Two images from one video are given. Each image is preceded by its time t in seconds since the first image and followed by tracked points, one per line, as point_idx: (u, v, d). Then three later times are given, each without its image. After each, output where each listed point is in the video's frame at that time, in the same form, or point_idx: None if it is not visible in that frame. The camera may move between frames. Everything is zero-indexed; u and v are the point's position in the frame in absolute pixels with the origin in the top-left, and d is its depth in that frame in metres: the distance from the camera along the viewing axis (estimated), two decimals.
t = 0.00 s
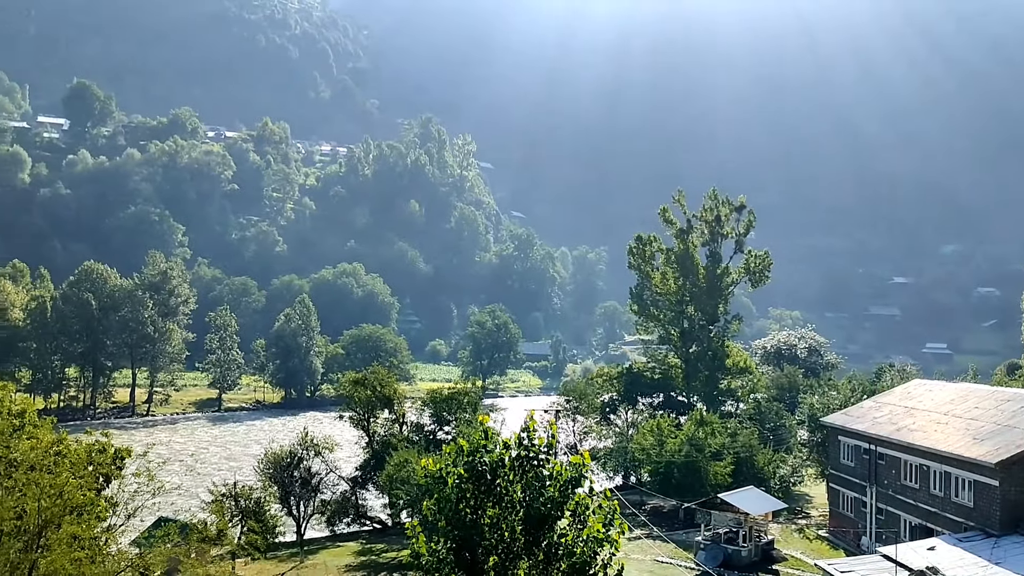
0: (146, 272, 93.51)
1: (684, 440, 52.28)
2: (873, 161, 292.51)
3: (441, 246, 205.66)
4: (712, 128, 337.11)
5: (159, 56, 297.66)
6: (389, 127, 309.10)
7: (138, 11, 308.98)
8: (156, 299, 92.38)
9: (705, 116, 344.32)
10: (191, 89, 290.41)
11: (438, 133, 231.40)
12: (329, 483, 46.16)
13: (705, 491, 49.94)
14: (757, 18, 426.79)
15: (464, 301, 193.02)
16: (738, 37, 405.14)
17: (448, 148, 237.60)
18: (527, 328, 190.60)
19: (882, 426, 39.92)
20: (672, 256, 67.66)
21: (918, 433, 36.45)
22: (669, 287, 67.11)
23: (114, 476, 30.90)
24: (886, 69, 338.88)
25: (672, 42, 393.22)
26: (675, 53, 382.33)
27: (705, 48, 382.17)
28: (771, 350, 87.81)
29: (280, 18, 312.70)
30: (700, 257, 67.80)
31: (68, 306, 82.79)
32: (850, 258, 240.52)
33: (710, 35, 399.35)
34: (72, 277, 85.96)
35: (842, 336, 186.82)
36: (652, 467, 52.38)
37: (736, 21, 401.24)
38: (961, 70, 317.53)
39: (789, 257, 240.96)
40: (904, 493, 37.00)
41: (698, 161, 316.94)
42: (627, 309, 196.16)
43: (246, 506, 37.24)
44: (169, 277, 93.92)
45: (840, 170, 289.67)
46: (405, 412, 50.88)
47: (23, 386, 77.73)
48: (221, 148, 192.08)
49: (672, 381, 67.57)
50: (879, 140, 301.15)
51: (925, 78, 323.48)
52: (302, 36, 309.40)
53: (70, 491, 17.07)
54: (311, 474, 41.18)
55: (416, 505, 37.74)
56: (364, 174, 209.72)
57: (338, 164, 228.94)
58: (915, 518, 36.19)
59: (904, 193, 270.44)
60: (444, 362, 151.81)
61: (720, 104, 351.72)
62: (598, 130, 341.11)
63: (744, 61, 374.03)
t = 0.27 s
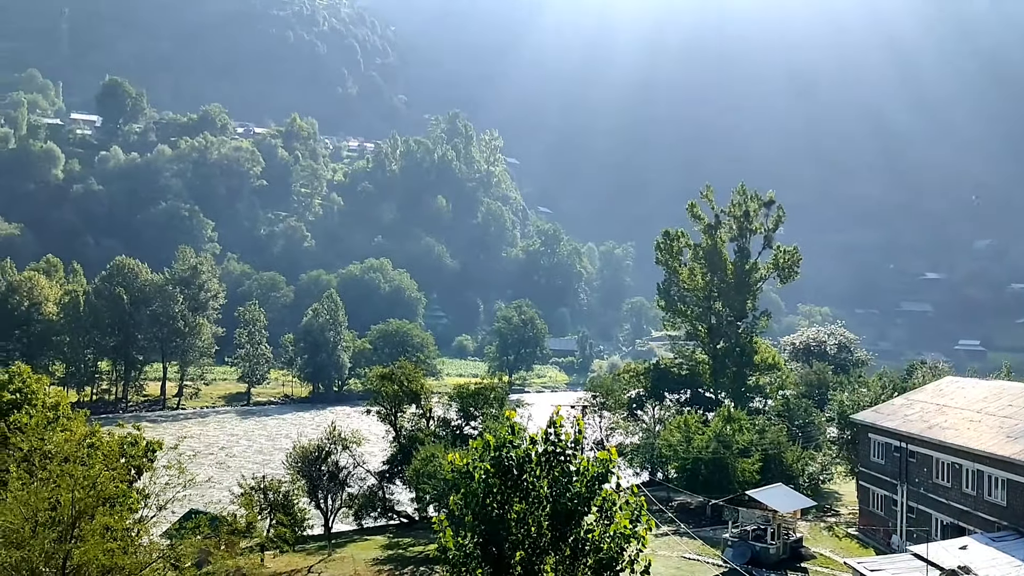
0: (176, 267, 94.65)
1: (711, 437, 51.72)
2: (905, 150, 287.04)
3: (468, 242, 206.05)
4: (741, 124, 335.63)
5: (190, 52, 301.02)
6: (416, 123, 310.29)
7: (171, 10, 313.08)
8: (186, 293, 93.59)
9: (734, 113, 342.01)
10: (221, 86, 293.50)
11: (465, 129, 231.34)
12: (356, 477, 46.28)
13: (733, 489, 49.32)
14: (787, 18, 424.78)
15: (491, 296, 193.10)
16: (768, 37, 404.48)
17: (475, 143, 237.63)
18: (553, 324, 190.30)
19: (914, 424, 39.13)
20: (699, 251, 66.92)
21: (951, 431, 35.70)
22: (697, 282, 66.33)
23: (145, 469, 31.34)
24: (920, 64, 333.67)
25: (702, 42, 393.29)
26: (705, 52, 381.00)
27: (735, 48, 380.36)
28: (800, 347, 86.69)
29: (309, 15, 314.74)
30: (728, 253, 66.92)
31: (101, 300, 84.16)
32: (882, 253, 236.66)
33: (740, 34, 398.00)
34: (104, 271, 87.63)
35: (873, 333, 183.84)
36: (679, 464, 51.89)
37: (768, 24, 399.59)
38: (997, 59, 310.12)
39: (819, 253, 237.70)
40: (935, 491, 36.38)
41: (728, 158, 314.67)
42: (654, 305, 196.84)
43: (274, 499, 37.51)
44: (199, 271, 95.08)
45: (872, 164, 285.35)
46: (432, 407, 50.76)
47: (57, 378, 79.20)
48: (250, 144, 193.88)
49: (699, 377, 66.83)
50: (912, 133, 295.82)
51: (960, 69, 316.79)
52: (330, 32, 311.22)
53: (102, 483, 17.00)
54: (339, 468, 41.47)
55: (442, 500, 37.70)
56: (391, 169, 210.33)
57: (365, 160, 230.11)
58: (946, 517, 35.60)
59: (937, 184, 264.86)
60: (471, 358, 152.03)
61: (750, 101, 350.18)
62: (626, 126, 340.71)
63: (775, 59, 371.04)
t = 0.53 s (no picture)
0: (204, 259, 95.52)
1: (737, 431, 51.21)
2: (934, 146, 286.55)
3: (493, 235, 206.13)
4: (770, 117, 334.52)
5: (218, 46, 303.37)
6: (442, 117, 310.87)
7: (199, 5, 315.93)
8: (214, 286, 94.44)
9: (762, 108, 340.46)
10: (249, 79, 295.70)
11: (490, 121, 230.97)
12: (381, 469, 46.37)
13: (760, 484, 48.73)
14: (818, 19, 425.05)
15: (515, 289, 192.99)
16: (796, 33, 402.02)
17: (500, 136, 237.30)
18: (578, 317, 189.85)
19: (944, 419, 38.53)
20: (725, 244, 66.17)
21: (981, 427, 35.21)
22: (723, 276, 65.56)
23: (172, 460, 31.66)
24: (951, 65, 331.99)
25: (732, 37, 393.41)
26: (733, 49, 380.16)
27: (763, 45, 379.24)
28: (827, 341, 85.54)
29: (335, 9, 316.78)
30: (754, 246, 66.15)
31: (130, 292, 85.23)
32: (913, 247, 233.17)
33: (768, 30, 396.83)
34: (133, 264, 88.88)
35: (903, 327, 181.36)
36: (704, 458, 51.40)
37: (796, 22, 397.85)
38: None
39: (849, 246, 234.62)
40: (965, 487, 35.95)
41: (755, 155, 313.64)
42: (679, 299, 198.96)
43: (301, 491, 37.75)
44: (226, 264, 95.92)
45: (902, 160, 283.22)
46: (457, 399, 50.70)
47: (87, 369, 80.32)
48: (277, 137, 195.11)
49: (725, 370, 66.08)
50: (942, 131, 293.95)
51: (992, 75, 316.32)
52: (355, 25, 312.79)
53: (132, 472, 16.91)
54: (364, 459, 41.65)
55: (467, 492, 37.65)
56: (417, 162, 210.82)
57: (391, 153, 230.74)
58: (976, 512, 35.22)
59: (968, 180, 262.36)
60: (496, 350, 152.20)
61: (779, 93, 348.59)
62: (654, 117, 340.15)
63: (803, 56, 369.61)
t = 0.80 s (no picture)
0: (229, 250, 96.44)
1: (762, 421, 50.77)
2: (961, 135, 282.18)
3: (516, 226, 205.73)
4: (793, 106, 330.60)
5: (242, 38, 305.66)
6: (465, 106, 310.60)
7: None
8: (239, 276, 95.35)
9: (786, 95, 336.88)
10: (273, 70, 297.44)
11: (512, 111, 230.17)
12: (404, 459, 46.49)
13: (784, 475, 48.22)
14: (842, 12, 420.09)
15: (538, 279, 192.48)
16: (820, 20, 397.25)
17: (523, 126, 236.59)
18: (601, 307, 189.25)
19: (971, 410, 37.96)
20: (750, 234, 65.43)
21: (1010, 419, 34.72)
22: (747, 266, 64.82)
23: (199, 448, 32.12)
24: (980, 50, 326.50)
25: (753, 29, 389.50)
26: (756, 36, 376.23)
27: (787, 31, 374.92)
28: (853, 332, 84.43)
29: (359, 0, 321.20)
30: (779, 236, 65.38)
31: (157, 283, 86.49)
32: (941, 237, 229.96)
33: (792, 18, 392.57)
34: (159, 255, 90.09)
35: (930, 318, 179.17)
36: (728, 449, 51.00)
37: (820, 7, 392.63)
38: None
39: (875, 236, 231.70)
40: (992, 479, 35.54)
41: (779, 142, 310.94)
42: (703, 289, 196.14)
43: (326, 480, 37.98)
44: (251, 255, 96.82)
45: (930, 148, 279.95)
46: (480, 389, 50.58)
47: (115, 359, 81.44)
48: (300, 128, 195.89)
49: (749, 361, 65.38)
50: (971, 119, 290.03)
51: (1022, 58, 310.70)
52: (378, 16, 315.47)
53: (160, 460, 16.97)
54: (388, 449, 41.79)
55: (489, 481, 37.46)
56: (440, 152, 210.91)
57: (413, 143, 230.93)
58: (1004, 505, 34.79)
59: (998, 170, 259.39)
60: (519, 341, 152.05)
61: (804, 81, 344.32)
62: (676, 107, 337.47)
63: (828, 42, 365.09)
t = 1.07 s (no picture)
0: (254, 241, 97.21)
1: (787, 412, 50.27)
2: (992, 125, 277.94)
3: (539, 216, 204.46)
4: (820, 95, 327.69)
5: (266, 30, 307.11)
6: (487, 96, 308.18)
7: None
8: (264, 267, 95.99)
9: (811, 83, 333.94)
10: (297, 61, 298.51)
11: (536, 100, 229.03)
12: (429, 447, 46.64)
13: (810, 466, 47.71)
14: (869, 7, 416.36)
15: (562, 269, 191.60)
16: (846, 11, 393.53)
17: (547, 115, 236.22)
18: (625, 297, 188.28)
19: (1001, 401, 37.25)
20: (776, 223, 64.70)
21: None
22: (773, 256, 64.05)
23: (226, 436, 32.58)
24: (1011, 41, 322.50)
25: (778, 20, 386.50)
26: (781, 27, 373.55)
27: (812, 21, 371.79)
28: (880, 321, 83.27)
29: None
30: (806, 225, 64.51)
31: (183, 273, 87.54)
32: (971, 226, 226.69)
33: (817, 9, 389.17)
34: (186, 246, 91.09)
35: (960, 309, 177.08)
36: (753, 439, 50.60)
37: None
38: None
39: (904, 225, 228.66)
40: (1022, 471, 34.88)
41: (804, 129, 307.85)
42: (729, 279, 194.03)
43: (350, 468, 38.26)
44: (275, 245, 97.37)
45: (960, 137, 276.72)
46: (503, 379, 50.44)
47: (143, 348, 82.45)
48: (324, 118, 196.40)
49: (775, 352, 64.64)
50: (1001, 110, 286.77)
51: None
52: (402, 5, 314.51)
53: (188, 448, 17.29)
54: (412, 438, 41.92)
55: (513, 472, 37.30)
56: (464, 142, 210.87)
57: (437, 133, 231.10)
58: None
59: None
60: (542, 331, 151.70)
61: (831, 70, 339.64)
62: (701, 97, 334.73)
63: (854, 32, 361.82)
